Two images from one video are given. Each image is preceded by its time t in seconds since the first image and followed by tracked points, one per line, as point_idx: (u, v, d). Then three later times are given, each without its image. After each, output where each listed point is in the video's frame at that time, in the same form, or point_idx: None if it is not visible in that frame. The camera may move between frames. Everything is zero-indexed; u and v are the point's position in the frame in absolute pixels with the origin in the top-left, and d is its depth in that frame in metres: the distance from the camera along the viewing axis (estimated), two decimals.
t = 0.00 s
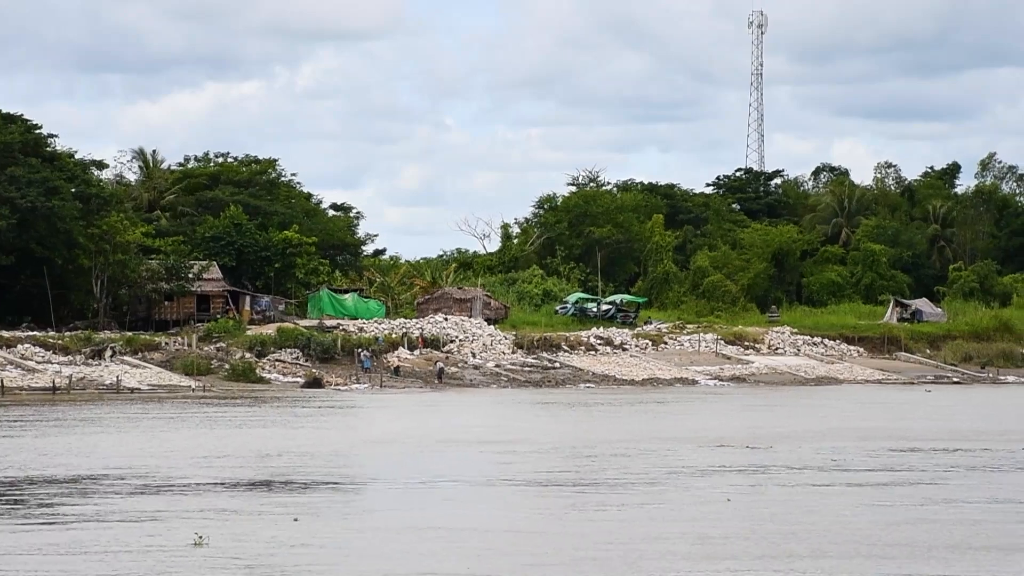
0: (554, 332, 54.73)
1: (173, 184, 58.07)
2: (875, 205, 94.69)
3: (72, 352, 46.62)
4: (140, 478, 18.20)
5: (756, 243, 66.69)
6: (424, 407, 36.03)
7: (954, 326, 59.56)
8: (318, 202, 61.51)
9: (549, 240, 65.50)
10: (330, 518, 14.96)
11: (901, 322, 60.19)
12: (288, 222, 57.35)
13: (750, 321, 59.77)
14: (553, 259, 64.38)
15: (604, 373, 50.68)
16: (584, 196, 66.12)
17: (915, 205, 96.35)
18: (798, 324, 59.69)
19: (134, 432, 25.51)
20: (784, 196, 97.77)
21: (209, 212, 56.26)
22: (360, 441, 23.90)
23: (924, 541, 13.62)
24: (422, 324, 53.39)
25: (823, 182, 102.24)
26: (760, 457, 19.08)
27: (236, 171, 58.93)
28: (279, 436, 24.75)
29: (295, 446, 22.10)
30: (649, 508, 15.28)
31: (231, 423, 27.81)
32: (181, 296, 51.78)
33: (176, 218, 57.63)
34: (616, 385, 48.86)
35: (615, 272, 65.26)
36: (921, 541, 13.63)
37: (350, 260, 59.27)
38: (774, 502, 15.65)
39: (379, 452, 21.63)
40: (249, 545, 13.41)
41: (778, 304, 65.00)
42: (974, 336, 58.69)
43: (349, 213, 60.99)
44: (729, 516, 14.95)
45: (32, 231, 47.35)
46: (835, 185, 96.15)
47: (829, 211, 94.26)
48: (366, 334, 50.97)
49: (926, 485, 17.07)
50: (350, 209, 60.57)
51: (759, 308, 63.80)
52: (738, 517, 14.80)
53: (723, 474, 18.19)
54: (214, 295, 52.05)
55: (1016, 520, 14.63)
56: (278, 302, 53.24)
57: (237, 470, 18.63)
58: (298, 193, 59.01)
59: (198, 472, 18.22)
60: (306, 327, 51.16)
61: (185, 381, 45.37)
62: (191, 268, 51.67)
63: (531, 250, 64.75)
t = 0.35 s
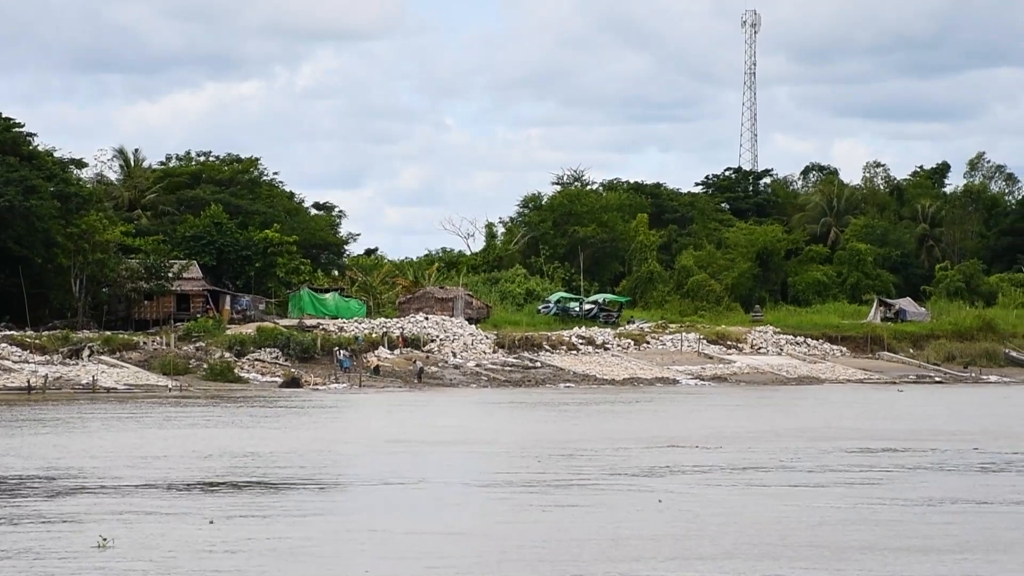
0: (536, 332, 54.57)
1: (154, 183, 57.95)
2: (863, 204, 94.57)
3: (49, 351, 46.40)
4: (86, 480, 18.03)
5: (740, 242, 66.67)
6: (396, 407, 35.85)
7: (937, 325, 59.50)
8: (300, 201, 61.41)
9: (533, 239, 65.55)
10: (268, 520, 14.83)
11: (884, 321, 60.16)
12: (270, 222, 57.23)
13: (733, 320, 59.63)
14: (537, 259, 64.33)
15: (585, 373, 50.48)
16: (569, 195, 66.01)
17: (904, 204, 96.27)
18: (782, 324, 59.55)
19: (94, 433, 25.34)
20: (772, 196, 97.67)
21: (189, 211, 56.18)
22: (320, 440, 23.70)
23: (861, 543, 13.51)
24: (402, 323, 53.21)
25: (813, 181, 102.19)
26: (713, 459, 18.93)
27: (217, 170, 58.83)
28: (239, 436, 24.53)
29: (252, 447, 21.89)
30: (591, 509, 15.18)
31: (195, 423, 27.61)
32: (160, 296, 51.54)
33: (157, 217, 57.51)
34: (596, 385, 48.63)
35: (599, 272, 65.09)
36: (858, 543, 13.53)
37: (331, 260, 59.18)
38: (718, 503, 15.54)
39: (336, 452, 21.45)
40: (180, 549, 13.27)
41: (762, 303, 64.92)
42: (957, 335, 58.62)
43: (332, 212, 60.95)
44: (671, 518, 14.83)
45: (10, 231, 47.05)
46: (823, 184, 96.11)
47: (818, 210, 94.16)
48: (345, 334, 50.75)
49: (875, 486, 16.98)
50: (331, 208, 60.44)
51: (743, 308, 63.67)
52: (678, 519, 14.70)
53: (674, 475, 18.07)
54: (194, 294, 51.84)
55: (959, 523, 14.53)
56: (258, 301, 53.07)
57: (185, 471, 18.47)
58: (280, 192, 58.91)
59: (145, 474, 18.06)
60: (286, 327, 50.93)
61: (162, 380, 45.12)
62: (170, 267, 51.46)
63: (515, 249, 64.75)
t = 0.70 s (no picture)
0: (518, 331, 54.41)
1: (135, 181, 57.81)
2: (853, 203, 94.46)
3: (27, 351, 46.19)
4: (33, 483, 17.86)
5: (725, 242, 66.59)
6: (370, 406, 35.67)
7: (921, 325, 59.41)
8: (283, 200, 61.30)
9: (517, 238, 65.50)
10: (208, 524, 14.69)
11: (868, 321, 60.06)
12: (252, 220, 57.09)
13: (717, 319, 59.47)
14: (522, 258, 64.26)
15: (566, 373, 50.27)
16: (554, 194, 65.93)
17: (893, 203, 96.21)
18: (765, 323, 59.42)
19: (55, 433, 25.17)
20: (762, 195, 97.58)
21: (170, 210, 56.07)
22: (281, 440, 23.52)
23: (800, 546, 13.39)
24: (383, 323, 53.04)
25: (802, 180, 102.17)
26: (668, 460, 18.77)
27: (199, 169, 58.73)
28: (200, 435, 24.34)
29: (209, 447, 21.73)
30: (534, 512, 15.05)
31: (160, 423, 27.45)
32: (140, 295, 51.38)
33: (138, 216, 57.42)
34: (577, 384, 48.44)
35: (584, 271, 64.90)
36: (797, 545, 13.42)
37: (314, 258, 59.07)
38: (663, 505, 15.42)
39: (293, 453, 21.28)
40: (113, 554, 13.12)
41: (747, 303, 64.84)
42: (941, 335, 58.50)
43: (314, 210, 60.86)
44: (613, 521, 14.71)
45: None
46: (812, 183, 96.06)
47: (807, 209, 94.03)
48: (325, 333, 50.54)
49: (825, 488, 16.88)
50: (314, 208, 60.27)
51: (728, 308, 63.52)
52: (620, 521, 14.57)
53: (625, 477, 17.95)
54: (175, 293, 51.79)
55: (902, 525, 14.42)
56: (239, 300, 52.86)
57: (135, 472, 18.32)
58: (263, 190, 58.82)
59: (92, 475, 17.90)
60: (266, 326, 50.71)
61: (140, 380, 44.91)
62: (151, 266, 51.26)
63: (499, 248, 64.74)
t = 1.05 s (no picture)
0: (500, 331, 54.26)
1: (116, 180, 57.73)
2: (841, 202, 94.37)
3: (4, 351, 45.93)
4: None
5: (709, 241, 66.51)
6: (342, 406, 35.50)
7: (905, 324, 59.32)
8: (265, 199, 61.15)
9: (502, 237, 65.50)
10: (147, 530, 14.54)
11: (852, 320, 59.99)
12: (233, 219, 56.97)
13: (701, 319, 59.21)
14: (507, 257, 64.16)
15: (547, 372, 50.04)
16: (538, 193, 65.87)
17: (881, 201, 96.16)
18: (749, 322, 59.27)
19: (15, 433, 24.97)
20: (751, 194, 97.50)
21: (151, 208, 55.90)
22: (240, 441, 23.32)
23: (738, 554, 13.28)
24: (364, 322, 52.84)
25: (791, 179, 102.13)
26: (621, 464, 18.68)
27: (181, 168, 58.60)
28: (159, 436, 24.14)
29: (164, 449, 21.55)
30: (476, 522, 14.90)
31: (125, 423, 27.25)
32: (120, 293, 51.19)
33: (119, 215, 57.28)
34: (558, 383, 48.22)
35: (569, 270, 64.85)
36: (735, 554, 13.34)
37: (296, 256, 58.94)
38: (608, 513, 15.28)
39: (249, 455, 21.11)
40: (41, 563, 12.95)
41: (731, 301, 64.75)
42: (925, 334, 58.42)
43: (296, 209, 60.75)
44: (555, 528, 14.60)
45: None
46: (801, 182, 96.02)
47: (796, 209, 93.86)
48: (305, 333, 50.32)
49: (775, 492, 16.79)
50: (297, 206, 60.11)
51: (713, 307, 63.35)
52: (561, 528, 14.41)
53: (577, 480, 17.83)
54: (154, 292, 51.63)
55: (845, 532, 14.27)
56: (219, 299, 52.62)
57: (85, 474, 18.17)
58: (245, 189, 58.73)
59: (39, 477, 17.71)
60: (246, 326, 50.44)
61: (118, 379, 44.63)
62: (130, 265, 51.01)
63: (483, 247, 64.71)
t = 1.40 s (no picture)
0: (481, 330, 54.17)
1: (97, 179, 57.68)
2: (831, 202, 94.20)
3: None
4: None
5: (694, 240, 66.40)
6: (313, 405, 35.40)
7: (888, 324, 59.26)
8: (247, 198, 61.00)
9: (486, 237, 65.43)
10: (76, 539, 14.41)
11: (836, 320, 59.92)
12: (214, 218, 56.87)
13: (684, 318, 59.09)
14: (491, 257, 64.04)
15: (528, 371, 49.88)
16: (522, 193, 65.78)
17: (870, 200, 96.09)
18: (733, 321, 59.16)
19: None
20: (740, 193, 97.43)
21: (131, 208, 55.77)
22: (197, 442, 23.26)
23: (665, 565, 13.17)
24: (345, 322, 52.70)
25: (781, 178, 102.07)
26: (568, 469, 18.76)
27: (163, 168, 58.47)
28: (118, 437, 24.11)
29: (119, 452, 21.56)
30: (411, 528, 15.01)
31: (88, 425, 27.22)
32: (100, 293, 51.04)
33: (100, 214, 57.19)
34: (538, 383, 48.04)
35: (553, 270, 64.84)
36: (659, 560, 13.45)
37: (278, 255, 58.78)
38: (545, 523, 15.18)
39: (202, 457, 21.11)
40: None
41: (716, 301, 64.61)
42: (908, 334, 58.36)
43: (279, 208, 60.58)
44: (486, 534, 14.71)
45: None
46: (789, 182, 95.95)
47: (785, 208, 93.66)
48: (285, 332, 50.15)
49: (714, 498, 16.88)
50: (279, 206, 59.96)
51: (697, 306, 63.19)
52: (493, 535, 14.45)
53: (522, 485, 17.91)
54: (134, 291, 51.49)
55: (775, 541, 14.23)
56: (200, 298, 52.43)
57: (33, 478, 18.22)
58: (226, 188, 58.61)
59: None
60: (226, 326, 50.14)
61: (95, 379, 44.36)
62: (109, 265, 50.80)
63: (467, 246, 64.62)
